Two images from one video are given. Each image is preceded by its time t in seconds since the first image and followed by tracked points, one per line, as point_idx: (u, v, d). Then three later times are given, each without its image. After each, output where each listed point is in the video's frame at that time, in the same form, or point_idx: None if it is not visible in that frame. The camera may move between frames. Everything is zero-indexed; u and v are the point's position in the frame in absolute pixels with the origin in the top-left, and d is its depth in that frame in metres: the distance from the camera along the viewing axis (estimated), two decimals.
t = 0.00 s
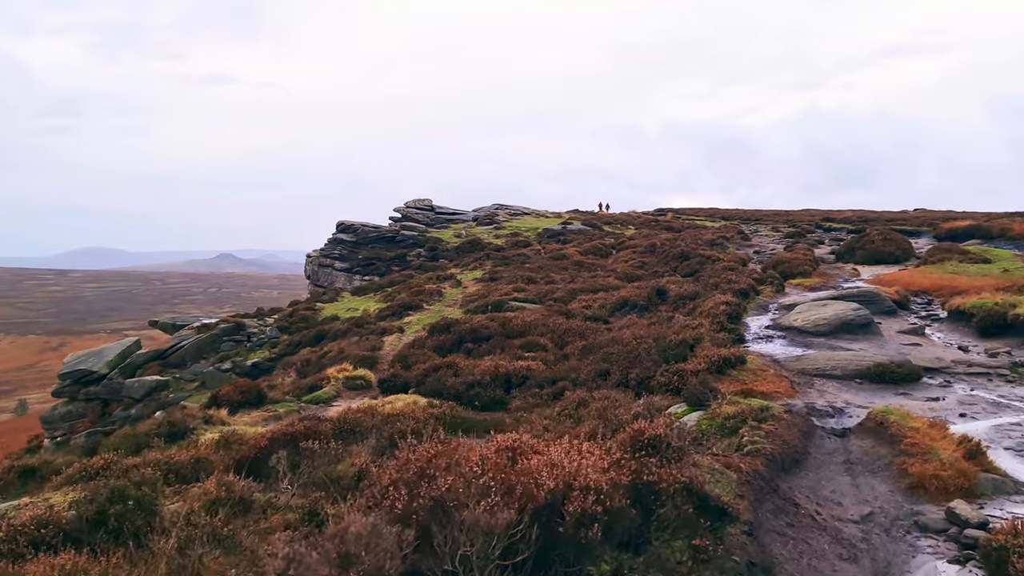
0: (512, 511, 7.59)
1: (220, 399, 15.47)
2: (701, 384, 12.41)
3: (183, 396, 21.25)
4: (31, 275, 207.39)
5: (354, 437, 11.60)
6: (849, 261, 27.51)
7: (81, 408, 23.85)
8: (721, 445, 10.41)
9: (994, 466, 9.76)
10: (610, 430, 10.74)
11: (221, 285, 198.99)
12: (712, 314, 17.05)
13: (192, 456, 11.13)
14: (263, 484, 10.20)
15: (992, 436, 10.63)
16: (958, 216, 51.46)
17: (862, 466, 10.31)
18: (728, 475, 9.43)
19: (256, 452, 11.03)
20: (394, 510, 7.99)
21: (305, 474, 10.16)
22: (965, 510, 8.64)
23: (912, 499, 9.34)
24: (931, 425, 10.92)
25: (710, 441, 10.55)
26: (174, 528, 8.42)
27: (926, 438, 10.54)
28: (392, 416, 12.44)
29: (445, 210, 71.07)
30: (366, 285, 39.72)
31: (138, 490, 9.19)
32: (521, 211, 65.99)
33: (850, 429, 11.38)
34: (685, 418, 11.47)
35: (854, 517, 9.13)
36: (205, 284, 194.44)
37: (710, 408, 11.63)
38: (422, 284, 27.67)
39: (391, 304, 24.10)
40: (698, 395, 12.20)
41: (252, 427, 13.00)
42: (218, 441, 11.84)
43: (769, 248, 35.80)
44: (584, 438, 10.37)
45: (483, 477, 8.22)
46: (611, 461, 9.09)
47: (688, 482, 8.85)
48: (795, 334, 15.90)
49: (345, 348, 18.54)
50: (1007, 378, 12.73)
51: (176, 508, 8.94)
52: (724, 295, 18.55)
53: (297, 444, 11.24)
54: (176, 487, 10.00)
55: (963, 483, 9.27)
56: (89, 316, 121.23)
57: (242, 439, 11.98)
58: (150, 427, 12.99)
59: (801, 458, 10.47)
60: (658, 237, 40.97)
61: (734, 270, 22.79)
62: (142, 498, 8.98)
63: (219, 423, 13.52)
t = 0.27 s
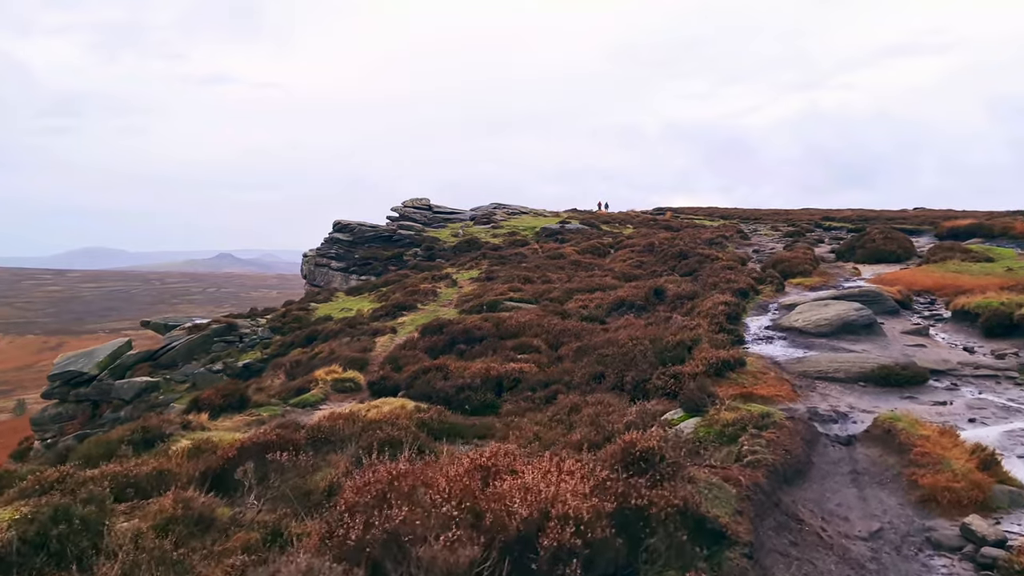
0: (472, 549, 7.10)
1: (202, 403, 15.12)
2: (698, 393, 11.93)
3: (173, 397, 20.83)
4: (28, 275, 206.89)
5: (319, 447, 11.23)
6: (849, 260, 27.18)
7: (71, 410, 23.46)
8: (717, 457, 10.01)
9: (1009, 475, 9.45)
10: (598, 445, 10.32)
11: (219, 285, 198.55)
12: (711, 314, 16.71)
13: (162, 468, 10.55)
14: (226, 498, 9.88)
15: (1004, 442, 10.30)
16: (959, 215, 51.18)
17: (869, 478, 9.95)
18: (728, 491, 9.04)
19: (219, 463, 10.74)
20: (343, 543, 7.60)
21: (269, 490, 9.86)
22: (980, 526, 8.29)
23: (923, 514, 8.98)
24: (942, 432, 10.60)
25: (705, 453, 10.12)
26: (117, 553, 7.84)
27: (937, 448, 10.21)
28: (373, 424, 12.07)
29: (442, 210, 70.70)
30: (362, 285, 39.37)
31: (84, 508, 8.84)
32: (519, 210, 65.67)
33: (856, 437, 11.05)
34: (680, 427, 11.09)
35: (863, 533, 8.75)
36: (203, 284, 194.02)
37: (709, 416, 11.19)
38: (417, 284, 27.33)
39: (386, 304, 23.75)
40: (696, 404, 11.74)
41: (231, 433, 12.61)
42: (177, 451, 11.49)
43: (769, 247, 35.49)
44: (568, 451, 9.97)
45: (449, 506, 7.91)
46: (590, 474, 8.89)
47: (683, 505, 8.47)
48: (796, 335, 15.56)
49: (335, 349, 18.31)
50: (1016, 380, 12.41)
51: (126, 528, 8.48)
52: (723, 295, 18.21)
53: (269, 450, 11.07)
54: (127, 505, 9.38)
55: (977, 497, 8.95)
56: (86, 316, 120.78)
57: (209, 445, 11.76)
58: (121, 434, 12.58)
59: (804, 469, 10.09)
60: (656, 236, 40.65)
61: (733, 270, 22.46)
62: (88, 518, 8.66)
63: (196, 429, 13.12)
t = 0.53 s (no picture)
0: None
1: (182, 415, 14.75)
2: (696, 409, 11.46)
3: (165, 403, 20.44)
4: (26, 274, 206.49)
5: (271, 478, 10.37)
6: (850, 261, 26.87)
7: (61, 414, 23.04)
8: (713, 485, 9.30)
9: None
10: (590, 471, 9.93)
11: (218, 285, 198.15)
12: (710, 320, 16.36)
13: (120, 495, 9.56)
14: (184, 531, 8.86)
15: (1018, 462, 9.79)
16: (959, 216, 50.89)
17: (879, 506, 9.24)
18: (729, 526, 8.19)
19: (185, 490, 9.80)
20: None
21: (232, 521, 8.93)
22: (999, 559, 7.58)
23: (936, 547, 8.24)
24: (955, 454, 9.99)
25: (699, 482, 9.41)
26: None
27: (951, 472, 9.61)
28: (353, 442, 11.64)
29: (441, 210, 70.40)
30: (359, 286, 39.05)
31: (18, 548, 7.63)
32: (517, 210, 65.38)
33: (863, 458, 10.47)
34: (677, 446, 10.53)
35: (871, 567, 7.94)
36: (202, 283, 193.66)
37: (708, 434, 10.72)
38: (413, 286, 27.00)
39: (380, 307, 23.39)
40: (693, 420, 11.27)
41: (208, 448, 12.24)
42: (143, 473, 10.76)
43: (769, 249, 35.16)
44: (555, 479, 9.51)
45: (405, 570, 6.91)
46: (561, 518, 7.93)
47: (677, 557, 7.34)
48: (798, 343, 15.21)
49: (326, 354, 18.11)
50: None
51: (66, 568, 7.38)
52: (723, 300, 17.86)
53: (230, 478, 10.26)
54: (75, 541, 8.26)
55: (994, 525, 8.34)
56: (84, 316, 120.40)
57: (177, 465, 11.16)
58: (92, 450, 12.09)
59: (808, 496, 9.35)
60: (655, 237, 40.32)
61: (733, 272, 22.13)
62: (24, 562, 7.38)
63: (172, 443, 12.74)
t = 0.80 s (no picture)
0: None
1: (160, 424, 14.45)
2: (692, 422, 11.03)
3: (155, 406, 20.10)
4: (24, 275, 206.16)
5: (242, 501, 9.87)
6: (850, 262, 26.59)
7: (49, 418, 22.68)
8: (708, 507, 8.83)
9: None
10: (582, 491, 9.72)
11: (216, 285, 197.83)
12: (708, 324, 16.06)
13: (74, 520, 8.99)
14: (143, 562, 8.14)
15: None
16: (959, 216, 50.66)
17: (889, 527, 8.59)
18: (727, 555, 7.49)
19: (146, 514, 9.18)
20: None
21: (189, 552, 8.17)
22: None
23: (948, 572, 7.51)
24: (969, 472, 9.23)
25: (693, 504, 8.92)
26: None
27: (965, 491, 8.87)
28: (330, 458, 11.31)
29: (438, 211, 70.10)
30: (354, 287, 38.75)
31: None
32: (515, 211, 65.17)
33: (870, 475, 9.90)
34: (673, 462, 10.14)
35: None
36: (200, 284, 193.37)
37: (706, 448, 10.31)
38: (408, 288, 26.72)
39: (374, 309, 23.09)
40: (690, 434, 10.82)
41: (185, 459, 12.27)
42: (105, 492, 10.33)
43: (768, 250, 34.88)
44: (543, 501, 9.24)
45: None
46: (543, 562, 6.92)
47: None
48: (799, 348, 14.90)
49: (316, 358, 18.09)
50: None
51: None
52: (721, 303, 17.56)
53: (198, 503, 9.72)
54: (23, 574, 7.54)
55: (1012, 550, 7.53)
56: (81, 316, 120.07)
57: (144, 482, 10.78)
58: (63, 462, 11.81)
59: (814, 517, 8.77)
60: (653, 238, 40.05)
61: (731, 274, 21.82)
62: None
63: (149, 454, 12.55)
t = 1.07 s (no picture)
0: None
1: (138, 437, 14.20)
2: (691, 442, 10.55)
3: (144, 413, 19.72)
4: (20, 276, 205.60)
5: (206, 537, 9.30)
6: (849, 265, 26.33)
7: (37, 424, 22.25)
8: (708, 541, 8.22)
9: None
10: (576, 518, 9.50)
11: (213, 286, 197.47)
12: (707, 331, 15.74)
13: (25, 557, 8.47)
14: None
15: None
16: (958, 217, 50.47)
17: (900, 561, 7.89)
18: None
19: (101, 550, 8.69)
20: None
21: None
22: None
23: None
24: (986, 503, 8.59)
25: (691, 537, 8.36)
26: None
27: (982, 521, 8.20)
28: (309, 481, 11.00)
29: (433, 211, 69.71)
30: (349, 290, 38.43)
31: None
32: (512, 212, 64.91)
33: (879, 504, 9.27)
34: (671, 488, 9.64)
35: None
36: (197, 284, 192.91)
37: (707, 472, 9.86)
38: (402, 291, 26.41)
39: (367, 313, 22.74)
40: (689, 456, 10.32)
41: (161, 476, 12.09)
42: (65, 521, 9.91)
43: (766, 252, 34.61)
44: (530, 532, 8.97)
45: None
46: None
47: None
48: (800, 357, 14.59)
49: (306, 364, 17.94)
50: None
51: None
52: (720, 308, 17.25)
53: (158, 540, 9.08)
54: None
55: None
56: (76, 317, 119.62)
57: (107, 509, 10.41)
58: (30, 483, 11.52)
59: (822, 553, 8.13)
60: (651, 239, 39.78)
61: (730, 278, 21.53)
62: None
63: (124, 472, 12.37)
